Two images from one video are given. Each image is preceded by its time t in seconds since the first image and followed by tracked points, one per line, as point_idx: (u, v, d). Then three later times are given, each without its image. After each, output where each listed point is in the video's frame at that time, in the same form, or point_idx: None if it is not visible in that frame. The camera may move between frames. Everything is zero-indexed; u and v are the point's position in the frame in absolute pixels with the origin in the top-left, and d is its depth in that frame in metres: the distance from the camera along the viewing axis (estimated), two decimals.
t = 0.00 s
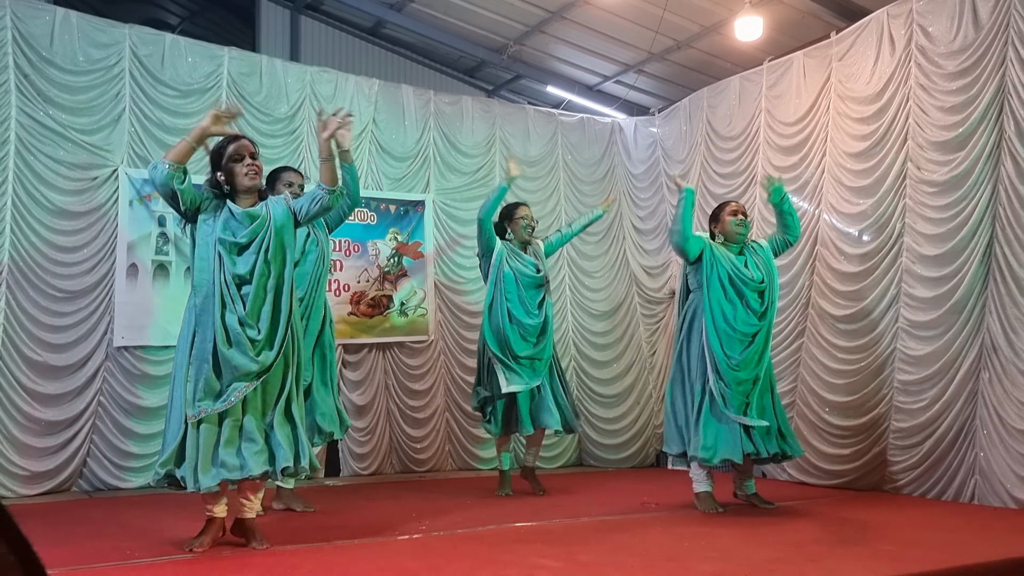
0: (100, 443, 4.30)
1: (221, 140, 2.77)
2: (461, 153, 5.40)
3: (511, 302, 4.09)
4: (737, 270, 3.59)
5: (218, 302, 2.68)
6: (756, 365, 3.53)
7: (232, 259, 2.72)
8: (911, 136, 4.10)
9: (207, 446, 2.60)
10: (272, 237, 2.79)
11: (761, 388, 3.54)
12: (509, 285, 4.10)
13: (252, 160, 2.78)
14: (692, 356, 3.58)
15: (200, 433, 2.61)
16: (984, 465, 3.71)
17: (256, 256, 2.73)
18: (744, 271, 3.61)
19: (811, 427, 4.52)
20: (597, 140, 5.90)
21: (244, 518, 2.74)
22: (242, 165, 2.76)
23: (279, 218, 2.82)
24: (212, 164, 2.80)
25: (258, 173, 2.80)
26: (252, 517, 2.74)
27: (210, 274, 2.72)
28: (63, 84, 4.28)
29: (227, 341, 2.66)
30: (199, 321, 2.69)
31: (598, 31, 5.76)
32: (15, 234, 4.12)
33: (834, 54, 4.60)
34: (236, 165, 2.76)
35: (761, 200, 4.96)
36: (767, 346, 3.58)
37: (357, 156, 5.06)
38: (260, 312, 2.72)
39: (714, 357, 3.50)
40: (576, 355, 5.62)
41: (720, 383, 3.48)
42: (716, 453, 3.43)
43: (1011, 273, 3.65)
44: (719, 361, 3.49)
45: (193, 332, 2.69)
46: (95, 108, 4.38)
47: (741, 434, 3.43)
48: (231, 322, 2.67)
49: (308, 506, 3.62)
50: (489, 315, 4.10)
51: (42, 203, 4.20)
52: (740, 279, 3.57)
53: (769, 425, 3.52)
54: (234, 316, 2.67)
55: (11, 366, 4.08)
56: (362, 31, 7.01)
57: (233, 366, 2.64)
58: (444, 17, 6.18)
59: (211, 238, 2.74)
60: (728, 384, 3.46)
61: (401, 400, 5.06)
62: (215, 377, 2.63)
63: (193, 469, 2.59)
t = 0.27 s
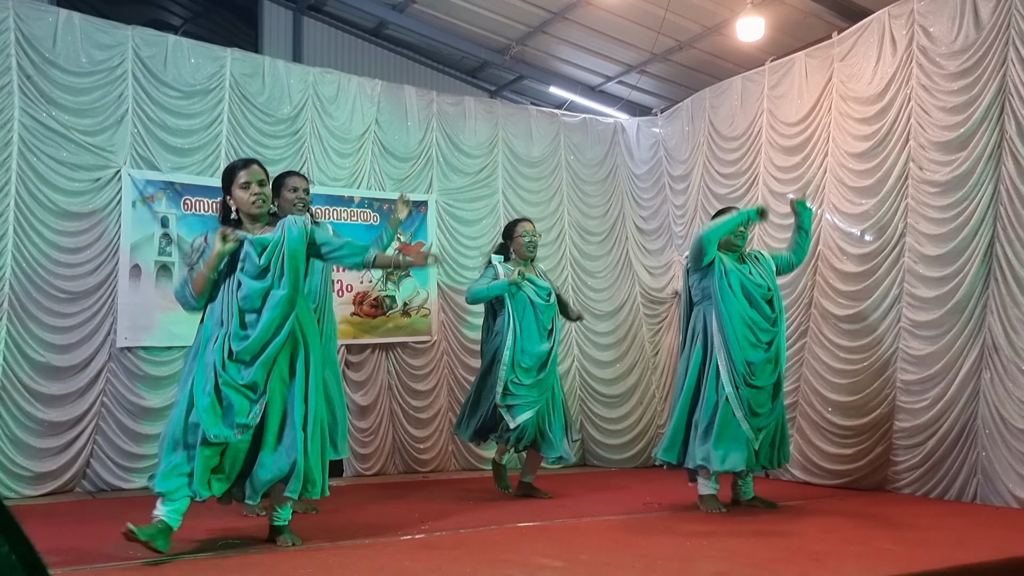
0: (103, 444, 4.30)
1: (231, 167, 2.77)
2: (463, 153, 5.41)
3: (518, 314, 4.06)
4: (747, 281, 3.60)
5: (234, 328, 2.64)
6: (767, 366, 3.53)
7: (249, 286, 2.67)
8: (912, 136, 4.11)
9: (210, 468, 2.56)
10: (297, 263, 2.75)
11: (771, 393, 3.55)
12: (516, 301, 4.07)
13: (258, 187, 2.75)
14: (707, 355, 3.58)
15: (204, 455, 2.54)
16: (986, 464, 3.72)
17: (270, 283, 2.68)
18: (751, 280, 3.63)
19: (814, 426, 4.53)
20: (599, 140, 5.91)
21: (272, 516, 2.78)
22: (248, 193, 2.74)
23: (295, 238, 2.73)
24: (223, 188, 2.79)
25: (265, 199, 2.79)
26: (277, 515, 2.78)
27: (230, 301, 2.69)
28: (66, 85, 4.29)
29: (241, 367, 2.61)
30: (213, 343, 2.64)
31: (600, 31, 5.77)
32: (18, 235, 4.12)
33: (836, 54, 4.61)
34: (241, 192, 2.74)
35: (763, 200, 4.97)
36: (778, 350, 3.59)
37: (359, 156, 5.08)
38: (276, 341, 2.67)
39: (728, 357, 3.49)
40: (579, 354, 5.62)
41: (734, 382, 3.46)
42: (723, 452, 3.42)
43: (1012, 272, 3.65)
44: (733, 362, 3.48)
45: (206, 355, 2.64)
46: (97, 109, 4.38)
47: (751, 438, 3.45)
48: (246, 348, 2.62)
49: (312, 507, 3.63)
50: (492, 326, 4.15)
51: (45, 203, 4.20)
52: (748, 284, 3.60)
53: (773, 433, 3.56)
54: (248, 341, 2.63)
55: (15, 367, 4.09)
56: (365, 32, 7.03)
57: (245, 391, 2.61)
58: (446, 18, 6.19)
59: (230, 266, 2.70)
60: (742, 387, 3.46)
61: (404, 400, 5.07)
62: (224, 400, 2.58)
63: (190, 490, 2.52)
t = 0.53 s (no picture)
0: (106, 448, 4.30)
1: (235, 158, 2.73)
2: (464, 155, 5.42)
3: (524, 316, 3.98)
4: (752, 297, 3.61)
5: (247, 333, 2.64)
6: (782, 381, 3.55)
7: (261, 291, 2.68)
8: (912, 134, 4.11)
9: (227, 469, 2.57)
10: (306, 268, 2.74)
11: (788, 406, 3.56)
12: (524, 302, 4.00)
13: (263, 181, 2.72)
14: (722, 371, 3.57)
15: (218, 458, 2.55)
16: (990, 462, 3.72)
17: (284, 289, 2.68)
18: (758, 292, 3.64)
19: (817, 425, 4.54)
20: (600, 142, 5.91)
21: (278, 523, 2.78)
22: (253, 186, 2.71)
23: (302, 237, 2.76)
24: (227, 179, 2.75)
25: (271, 192, 2.76)
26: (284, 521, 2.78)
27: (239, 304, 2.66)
28: (67, 90, 4.30)
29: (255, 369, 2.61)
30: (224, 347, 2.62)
31: (599, 33, 5.78)
32: (20, 240, 4.13)
33: (835, 53, 4.61)
34: (247, 184, 2.71)
35: (764, 200, 4.97)
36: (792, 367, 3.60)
37: (360, 159, 5.08)
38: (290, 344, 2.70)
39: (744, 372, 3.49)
40: (582, 356, 5.61)
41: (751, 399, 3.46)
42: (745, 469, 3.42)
43: (1013, 269, 3.66)
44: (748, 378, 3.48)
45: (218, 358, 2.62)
46: (98, 114, 4.39)
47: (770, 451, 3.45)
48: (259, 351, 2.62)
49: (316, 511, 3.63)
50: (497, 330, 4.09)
51: (47, 209, 4.21)
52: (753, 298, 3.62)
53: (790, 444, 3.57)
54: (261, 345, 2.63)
55: (18, 372, 4.09)
56: (365, 35, 7.04)
57: (261, 394, 2.62)
58: (446, 21, 6.20)
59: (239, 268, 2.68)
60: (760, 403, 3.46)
61: (407, 403, 5.07)
62: (242, 404, 2.58)
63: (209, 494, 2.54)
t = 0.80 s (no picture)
0: (108, 455, 4.29)
1: (240, 160, 2.67)
2: (464, 158, 5.41)
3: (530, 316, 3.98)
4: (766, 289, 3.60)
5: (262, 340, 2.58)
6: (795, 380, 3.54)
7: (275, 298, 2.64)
8: (912, 133, 4.11)
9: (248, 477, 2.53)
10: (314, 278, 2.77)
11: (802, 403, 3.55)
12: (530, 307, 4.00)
13: (267, 183, 2.67)
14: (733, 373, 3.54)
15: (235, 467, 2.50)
16: (994, 460, 3.71)
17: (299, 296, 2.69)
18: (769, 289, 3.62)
19: (821, 425, 4.53)
20: (600, 143, 5.91)
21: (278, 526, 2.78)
22: (258, 186, 2.65)
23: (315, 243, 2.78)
24: (231, 179, 2.69)
25: (275, 195, 2.70)
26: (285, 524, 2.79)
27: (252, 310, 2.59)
28: (66, 97, 4.29)
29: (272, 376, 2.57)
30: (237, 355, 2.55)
31: (598, 34, 5.78)
32: (20, 247, 4.12)
33: (834, 52, 4.62)
34: (250, 186, 2.65)
35: (765, 199, 4.98)
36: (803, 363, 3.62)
37: (360, 163, 5.08)
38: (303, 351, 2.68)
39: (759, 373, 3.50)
40: (584, 358, 5.60)
41: (767, 398, 3.47)
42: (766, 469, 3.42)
43: (1014, 267, 3.66)
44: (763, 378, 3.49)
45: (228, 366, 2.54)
46: (98, 121, 4.38)
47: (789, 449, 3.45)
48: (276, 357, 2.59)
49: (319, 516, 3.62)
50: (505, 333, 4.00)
51: (46, 216, 4.20)
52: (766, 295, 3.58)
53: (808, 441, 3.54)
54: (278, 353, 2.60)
55: (19, 380, 4.08)
56: (364, 39, 7.05)
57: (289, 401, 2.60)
58: (444, 24, 6.20)
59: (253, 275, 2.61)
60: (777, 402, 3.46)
61: (409, 406, 5.07)
62: (269, 412, 2.56)
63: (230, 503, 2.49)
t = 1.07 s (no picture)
0: (107, 464, 4.28)
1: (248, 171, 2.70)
2: (460, 161, 5.41)
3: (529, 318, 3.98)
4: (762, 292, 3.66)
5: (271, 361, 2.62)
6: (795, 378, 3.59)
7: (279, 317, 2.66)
8: (907, 129, 4.12)
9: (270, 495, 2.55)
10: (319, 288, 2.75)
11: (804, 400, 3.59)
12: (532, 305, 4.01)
13: (272, 194, 2.69)
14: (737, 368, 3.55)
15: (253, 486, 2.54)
16: (993, 454, 3.72)
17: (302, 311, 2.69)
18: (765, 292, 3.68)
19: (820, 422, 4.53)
20: (596, 144, 5.91)
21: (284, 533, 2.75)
22: (262, 197, 2.68)
23: (314, 256, 2.76)
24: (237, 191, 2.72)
25: (279, 206, 2.72)
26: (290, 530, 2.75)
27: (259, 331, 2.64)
28: (60, 105, 4.29)
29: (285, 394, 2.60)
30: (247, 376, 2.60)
31: (592, 35, 5.79)
32: (16, 256, 4.11)
33: (828, 50, 4.63)
34: (255, 196, 2.67)
35: (761, 198, 4.98)
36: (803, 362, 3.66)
37: (356, 167, 5.07)
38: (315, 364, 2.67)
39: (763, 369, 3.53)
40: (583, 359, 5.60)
41: (772, 394, 3.49)
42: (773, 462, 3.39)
43: (1010, 262, 3.67)
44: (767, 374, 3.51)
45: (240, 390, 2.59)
46: (93, 129, 4.38)
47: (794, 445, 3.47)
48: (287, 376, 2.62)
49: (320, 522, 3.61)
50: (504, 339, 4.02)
51: (42, 224, 4.19)
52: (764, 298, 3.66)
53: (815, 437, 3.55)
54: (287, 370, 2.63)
55: (17, 390, 4.07)
56: (358, 44, 7.05)
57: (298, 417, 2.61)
58: (439, 27, 6.20)
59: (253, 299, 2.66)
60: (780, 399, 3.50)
61: (409, 410, 5.06)
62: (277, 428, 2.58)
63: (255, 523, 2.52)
